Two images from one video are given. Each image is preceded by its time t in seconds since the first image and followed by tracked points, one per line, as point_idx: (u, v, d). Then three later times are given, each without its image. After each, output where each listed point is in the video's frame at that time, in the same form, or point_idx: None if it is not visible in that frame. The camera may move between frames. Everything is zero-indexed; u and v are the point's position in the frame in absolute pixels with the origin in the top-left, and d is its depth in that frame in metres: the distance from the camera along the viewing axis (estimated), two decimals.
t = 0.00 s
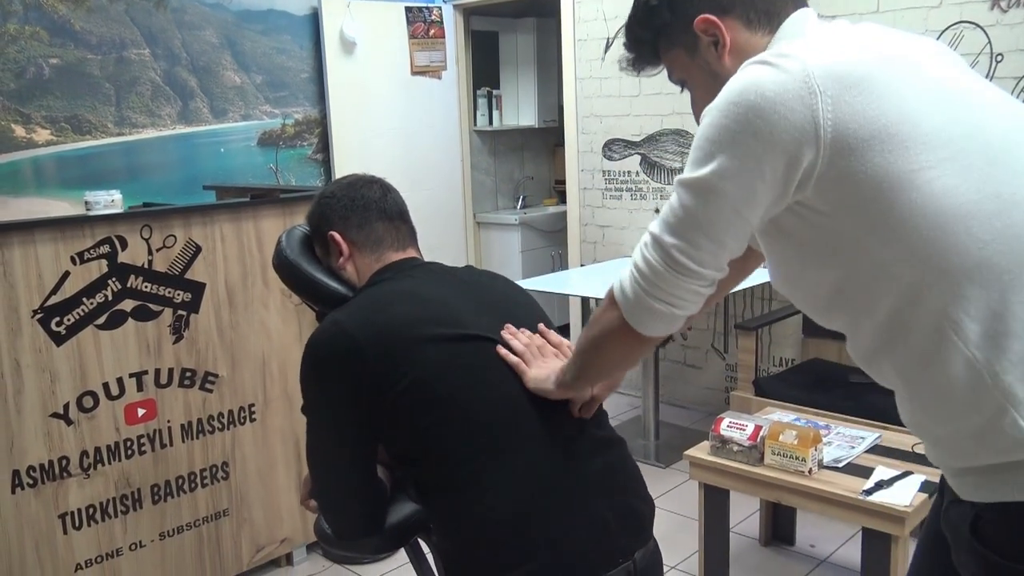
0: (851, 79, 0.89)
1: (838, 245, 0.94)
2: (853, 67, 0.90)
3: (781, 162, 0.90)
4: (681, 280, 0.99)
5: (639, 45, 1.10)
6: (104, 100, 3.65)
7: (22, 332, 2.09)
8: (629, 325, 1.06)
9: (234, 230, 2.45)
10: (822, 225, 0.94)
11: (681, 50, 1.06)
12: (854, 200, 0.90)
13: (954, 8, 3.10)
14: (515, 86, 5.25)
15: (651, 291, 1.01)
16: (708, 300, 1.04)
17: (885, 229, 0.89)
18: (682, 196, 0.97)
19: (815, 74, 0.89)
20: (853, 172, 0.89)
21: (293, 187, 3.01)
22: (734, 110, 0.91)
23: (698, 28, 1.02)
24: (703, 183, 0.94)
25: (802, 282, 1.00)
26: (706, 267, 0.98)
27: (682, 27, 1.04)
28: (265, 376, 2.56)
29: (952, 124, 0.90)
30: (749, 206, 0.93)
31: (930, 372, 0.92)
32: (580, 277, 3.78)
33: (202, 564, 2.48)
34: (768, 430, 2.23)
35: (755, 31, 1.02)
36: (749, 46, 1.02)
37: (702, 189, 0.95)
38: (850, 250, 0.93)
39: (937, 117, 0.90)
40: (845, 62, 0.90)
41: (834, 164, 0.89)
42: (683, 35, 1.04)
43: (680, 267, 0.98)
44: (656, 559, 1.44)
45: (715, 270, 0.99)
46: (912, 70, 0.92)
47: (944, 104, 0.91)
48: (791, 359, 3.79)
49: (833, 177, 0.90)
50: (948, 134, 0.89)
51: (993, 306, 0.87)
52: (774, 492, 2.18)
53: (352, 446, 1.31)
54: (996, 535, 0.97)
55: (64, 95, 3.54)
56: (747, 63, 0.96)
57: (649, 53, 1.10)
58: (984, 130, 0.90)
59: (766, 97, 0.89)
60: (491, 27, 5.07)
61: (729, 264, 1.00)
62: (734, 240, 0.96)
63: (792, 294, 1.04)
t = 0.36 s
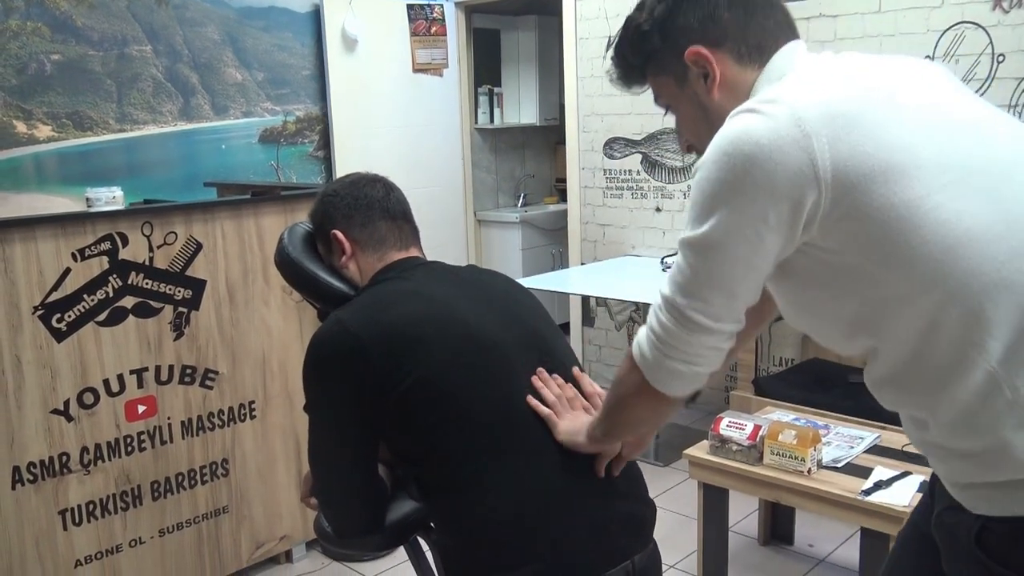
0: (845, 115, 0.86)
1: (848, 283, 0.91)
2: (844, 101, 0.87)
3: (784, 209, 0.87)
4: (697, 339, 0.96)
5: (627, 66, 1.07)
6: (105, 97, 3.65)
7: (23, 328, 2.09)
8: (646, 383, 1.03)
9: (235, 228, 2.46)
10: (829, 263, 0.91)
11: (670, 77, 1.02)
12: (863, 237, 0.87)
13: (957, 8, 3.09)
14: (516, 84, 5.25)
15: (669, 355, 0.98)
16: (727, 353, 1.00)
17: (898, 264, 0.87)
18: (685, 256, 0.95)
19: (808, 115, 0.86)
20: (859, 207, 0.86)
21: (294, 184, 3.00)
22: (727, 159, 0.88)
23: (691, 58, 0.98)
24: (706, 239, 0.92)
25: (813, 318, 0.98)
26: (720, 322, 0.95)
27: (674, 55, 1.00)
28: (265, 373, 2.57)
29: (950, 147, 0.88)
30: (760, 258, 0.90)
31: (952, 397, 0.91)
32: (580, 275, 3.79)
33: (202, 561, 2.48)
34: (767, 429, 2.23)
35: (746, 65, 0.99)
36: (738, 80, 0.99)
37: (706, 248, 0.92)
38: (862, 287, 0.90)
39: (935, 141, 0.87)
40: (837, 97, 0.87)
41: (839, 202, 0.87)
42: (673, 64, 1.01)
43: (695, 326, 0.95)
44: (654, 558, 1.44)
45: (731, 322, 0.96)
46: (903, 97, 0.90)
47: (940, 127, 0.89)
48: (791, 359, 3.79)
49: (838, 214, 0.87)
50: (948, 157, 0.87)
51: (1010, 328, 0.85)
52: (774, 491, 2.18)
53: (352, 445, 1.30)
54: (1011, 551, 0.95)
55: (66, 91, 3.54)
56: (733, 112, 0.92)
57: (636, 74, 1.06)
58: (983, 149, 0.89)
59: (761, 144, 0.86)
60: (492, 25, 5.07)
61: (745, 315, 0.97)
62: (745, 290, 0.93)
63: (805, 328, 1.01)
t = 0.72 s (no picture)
0: (773, 113, 0.83)
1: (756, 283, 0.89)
2: (778, 96, 0.84)
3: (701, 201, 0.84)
4: (622, 351, 0.88)
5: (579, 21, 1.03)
6: (106, 95, 3.65)
7: (23, 326, 2.09)
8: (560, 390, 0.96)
9: (236, 227, 2.46)
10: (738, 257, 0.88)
11: (617, 41, 0.99)
12: (770, 233, 0.85)
13: (959, 11, 3.09)
14: (517, 85, 5.25)
15: (588, 359, 0.89)
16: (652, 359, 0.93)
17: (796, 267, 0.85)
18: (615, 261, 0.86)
19: (735, 111, 0.83)
20: (769, 204, 0.83)
21: (294, 184, 3.00)
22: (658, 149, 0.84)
23: (647, 25, 0.96)
24: (638, 252, 0.84)
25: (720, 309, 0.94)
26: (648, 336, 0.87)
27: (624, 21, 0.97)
28: (265, 373, 2.56)
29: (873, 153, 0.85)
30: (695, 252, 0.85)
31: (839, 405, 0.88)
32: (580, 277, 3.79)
33: (200, 560, 2.48)
34: (767, 432, 2.23)
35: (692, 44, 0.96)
36: (685, 56, 0.97)
37: (639, 260, 0.84)
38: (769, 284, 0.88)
39: (860, 150, 0.84)
40: (770, 93, 0.84)
41: (752, 198, 0.84)
42: (625, 30, 0.97)
43: (617, 341, 0.87)
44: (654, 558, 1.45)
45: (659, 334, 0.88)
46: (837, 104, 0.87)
47: (868, 136, 0.86)
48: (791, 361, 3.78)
49: (748, 211, 0.84)
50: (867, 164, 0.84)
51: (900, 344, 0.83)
52: (773, 493, 2.18)
53: (352, 448, 1.30)
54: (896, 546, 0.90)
55: (67, 90, 3.54)
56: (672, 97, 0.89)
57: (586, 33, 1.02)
58: (905, 163, 0.86)
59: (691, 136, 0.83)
60: (494, 25, 5.07)
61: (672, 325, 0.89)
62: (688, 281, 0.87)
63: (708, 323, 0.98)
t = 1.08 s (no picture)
0: (677, 55, 0.94)
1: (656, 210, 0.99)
2: (686, 40, 0.95)
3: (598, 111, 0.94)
4: (477, 201, 0.99)
5: None
6: (108, 96, 3.65)
7: (24, 327, 2.09)
8: (415, 233, 1.04)
9: (237, 228, 2.46)
10: (631, 178, 1.00)
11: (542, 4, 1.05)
12: (657, 162, 0.96)
13: (960, 14, 3.09)
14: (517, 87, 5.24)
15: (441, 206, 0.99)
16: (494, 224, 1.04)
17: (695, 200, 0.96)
18: (511, 122, 0.96)
19: (646, 44, 0.93)
20: (658, 137, 0.95)
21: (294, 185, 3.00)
22: (570, 57, 0.94)
23: None
24: (536, 118, 0.94)
25: (614, 224, 1.06)
26: (506, 198, 0.98)
27: None
28: (266, 374, 2.56)
29: (758, 109, 0.96)
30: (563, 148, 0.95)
31: (707, 321, 1.00)
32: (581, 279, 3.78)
33: (200, 561, 2.48)
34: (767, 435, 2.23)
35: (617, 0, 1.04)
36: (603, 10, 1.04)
37: (530, 121, 0.95)
38: (656, 207, 0.99)
39: (747, 103, 0.96)
40: (677, 36, 0.94)
41: (645, 127, 0.95)
42: None
43: (484, 191, 0.98)
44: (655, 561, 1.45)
45: (513, 202, 1.00)
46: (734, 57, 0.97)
47: (755, 90, 0.97)
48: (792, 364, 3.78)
49: (640, 140, 0.96)
50: (751, 118, 0.96)
51: (760, 276, 0.95)
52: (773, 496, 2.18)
53: (352, 458, 1.30)
54: (800, 504, 1.04)
55: (69, 90, 3.54)
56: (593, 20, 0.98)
57: None
58: (787, 119, 0.98)
59: (603, 53, 0.92)
60: (494, 27, 5.07)
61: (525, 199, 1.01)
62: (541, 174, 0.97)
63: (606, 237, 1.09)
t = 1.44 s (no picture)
0: (691, 60, 0.95)
1: (651, 223, 1.01)
2: (701, 45, 0.96)
3: (599, 112, 0.95)
4: (507, 207, 0.99)
5: None
6: (114, 104, 3.67)
7: (28, 337, 2.09)
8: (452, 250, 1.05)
9: (242, 239, 2.46)
10: (626, 182, 1.01)
11: (553, 5, 1.12)
12: (653, 167, 0.97)
13: (967, 30, 3.09)
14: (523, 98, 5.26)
15: (466, 217, 1.01)
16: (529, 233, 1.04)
17: (685, 216, 0.97)
18: (528, 123, 0.97)
19: (663, 43, 0.94)
20: (657, 142, 0.96)
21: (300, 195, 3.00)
22: (585, 53, 0.95)
23: None
24: (551, 113, 0.95)
25: (613, 232, 1.07)
26: (535, 200, 0.98)
27: None
28: (269, 385, 2.56)
29: (765, 129, 0.97)
30: (572, 147, 0.96)
31: (686, 333, 1.01)
32: (586, 291, 3.78)
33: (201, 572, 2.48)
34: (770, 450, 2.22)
35: None
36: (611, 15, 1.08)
37: (542, 120, 0.96)
38: (648, 214, 1.00)
39: (755, 121, 0.97)
40: (693, 41, 0.96)
41: (646, 131, 0.96)
42: None
43: (510, 194, 0.98)
44: None
45: (544, 204, 0.99)
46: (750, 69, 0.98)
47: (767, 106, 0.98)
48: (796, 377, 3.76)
49: (642, 143, 0.97)
50: (754, 138, 0.96)
51: (742, 297, 0.96)
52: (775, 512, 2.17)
53: (362, 466, 1.30)
54: (766, 536, 1.05)
55: (76, 99, 3.55)
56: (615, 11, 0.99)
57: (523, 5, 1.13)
58: (794, 139, 0.99)
59: (616, 51, 0.93)
60: (501, 37, 5.05)
61: (555, 202, 1.00)
62: (559, 175, 0.97)
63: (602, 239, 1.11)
